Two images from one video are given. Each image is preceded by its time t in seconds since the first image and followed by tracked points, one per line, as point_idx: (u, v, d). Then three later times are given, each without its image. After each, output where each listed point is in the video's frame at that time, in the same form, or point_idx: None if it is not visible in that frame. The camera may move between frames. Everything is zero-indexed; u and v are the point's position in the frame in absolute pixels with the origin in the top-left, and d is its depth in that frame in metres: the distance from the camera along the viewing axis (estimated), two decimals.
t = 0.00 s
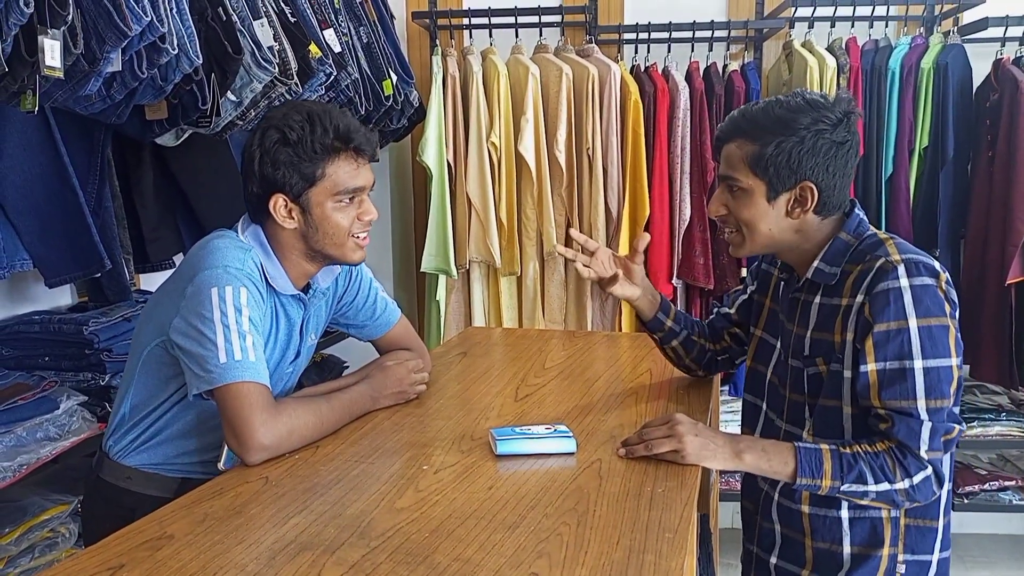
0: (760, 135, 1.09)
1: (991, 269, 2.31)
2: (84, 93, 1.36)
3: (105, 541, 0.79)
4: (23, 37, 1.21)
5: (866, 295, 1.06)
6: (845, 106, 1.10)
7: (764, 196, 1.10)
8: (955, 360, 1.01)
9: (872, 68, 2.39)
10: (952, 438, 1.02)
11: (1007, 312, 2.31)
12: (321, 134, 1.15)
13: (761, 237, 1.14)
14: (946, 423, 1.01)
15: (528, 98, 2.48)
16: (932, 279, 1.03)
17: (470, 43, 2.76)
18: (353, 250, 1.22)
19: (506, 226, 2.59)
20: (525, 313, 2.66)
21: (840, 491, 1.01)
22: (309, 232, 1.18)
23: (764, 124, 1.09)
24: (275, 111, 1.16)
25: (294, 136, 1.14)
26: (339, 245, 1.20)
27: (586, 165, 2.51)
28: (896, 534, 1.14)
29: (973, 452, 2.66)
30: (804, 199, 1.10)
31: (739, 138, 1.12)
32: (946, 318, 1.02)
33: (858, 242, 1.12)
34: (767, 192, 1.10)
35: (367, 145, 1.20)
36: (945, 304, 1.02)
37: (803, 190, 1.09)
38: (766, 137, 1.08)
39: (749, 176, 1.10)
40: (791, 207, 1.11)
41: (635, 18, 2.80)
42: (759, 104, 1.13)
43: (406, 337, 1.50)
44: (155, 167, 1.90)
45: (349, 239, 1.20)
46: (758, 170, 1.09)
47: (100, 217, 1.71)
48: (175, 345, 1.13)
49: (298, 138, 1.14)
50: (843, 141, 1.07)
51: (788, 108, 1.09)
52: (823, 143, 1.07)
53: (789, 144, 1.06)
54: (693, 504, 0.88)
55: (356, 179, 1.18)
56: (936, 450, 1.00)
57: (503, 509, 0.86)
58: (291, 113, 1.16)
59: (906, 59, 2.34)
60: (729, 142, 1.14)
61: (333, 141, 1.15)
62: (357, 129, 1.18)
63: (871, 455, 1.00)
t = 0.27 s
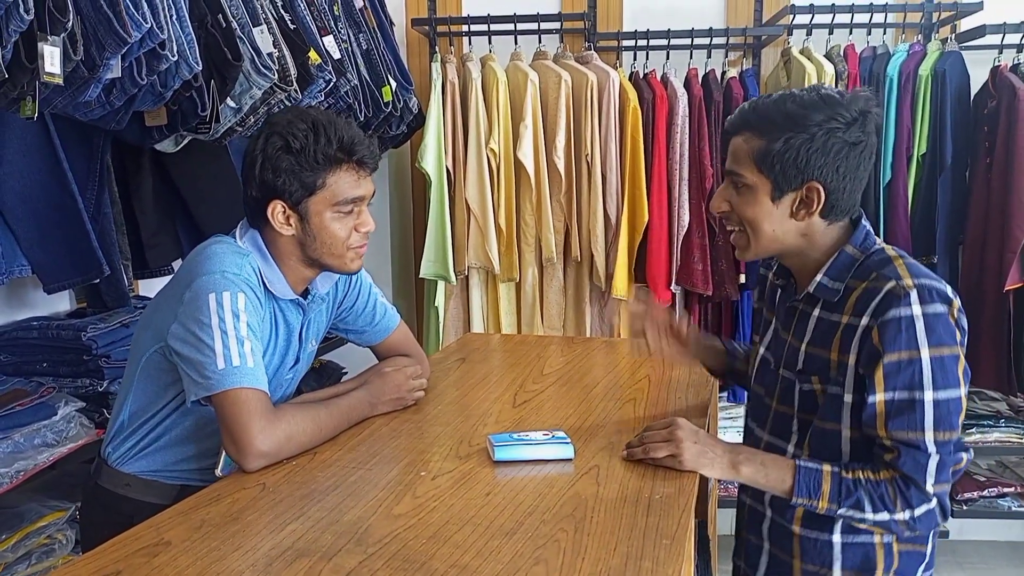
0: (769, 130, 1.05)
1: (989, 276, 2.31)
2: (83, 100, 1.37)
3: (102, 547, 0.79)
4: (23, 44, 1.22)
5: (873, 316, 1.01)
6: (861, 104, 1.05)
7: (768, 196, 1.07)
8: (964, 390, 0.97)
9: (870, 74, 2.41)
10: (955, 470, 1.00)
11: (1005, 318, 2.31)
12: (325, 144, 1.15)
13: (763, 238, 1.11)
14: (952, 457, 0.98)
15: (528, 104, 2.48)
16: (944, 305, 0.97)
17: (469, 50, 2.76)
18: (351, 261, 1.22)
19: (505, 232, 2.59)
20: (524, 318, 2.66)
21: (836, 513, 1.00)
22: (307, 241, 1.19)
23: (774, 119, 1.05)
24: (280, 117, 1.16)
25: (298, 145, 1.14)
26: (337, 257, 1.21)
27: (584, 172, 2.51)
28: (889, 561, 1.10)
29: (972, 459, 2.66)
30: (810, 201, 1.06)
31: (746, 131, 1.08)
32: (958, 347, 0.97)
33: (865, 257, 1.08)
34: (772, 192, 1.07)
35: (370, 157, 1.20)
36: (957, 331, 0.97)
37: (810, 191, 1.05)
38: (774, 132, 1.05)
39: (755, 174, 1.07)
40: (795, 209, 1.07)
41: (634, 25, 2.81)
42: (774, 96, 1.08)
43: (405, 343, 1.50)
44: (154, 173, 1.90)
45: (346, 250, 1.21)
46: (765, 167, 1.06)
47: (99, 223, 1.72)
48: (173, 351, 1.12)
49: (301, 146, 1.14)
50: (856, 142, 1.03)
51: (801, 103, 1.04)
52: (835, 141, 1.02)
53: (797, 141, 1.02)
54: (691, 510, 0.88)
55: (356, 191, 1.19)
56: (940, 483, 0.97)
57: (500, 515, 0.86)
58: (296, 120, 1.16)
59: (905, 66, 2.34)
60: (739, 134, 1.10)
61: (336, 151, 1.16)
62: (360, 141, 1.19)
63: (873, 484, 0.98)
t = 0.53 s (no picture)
0: (801, 129, 1.00)
1: (984, 281, 2.32)
2: (77, 103, 1.36)
3: (93, 554, 0.79)
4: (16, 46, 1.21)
5: (830, 357, 0.98)
6: (904, 122, 1.00)
7: (786, 200, 1.03)
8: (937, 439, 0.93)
9: (864, 79, 2.42)
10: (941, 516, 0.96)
11: (1000, 323, 2.31)
12: (328, 155, 1.14)
13: (767, 241, 1.07)
14: (931, 508, 0.94)
15: (524, 109, 2.48)
16: (905, 351, 0.93)
17: (465, 54, 2.76)
18: (331, 277, 1.20)
19: (500, 237, 2.58)
20: (520, 323, 2.66)
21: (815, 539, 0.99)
22: (293, 246, 1.17)
23: (807, 118, 1.00)
24: (295, 121, 1.17)
25: (301, 151, 1.14)
26: (319, 269, 1.19)
27: (581, 178, 2.52)
28: None
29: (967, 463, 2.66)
30: (825, 214, 1.02)
31: (774, 125, 1.03)
32: (925, 396, 0.93)
33: (847, 282, 1.03)
34: (789, 196, 1.02)
35: (372, 177, 1.18)
36: (922, 379, 0.93)
37: (827, 205, 1.01)
38: (805, 133, 0.99)
39: (775, 173, 1.03)
40: (808, 219, 1.03)
41: (630, 29, 2.81)
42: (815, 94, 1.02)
43: (399, 347, 1.50)
44: (149, 177, 1.90)
45: (330, 264, 1.19)
46: (789, 169, 1.01)
47: (93, 227, 1.71)
48: (164, 356, 1.12)
49: (305, 153, 1.13)
50: (886, 163, 0.99)
51: (843, 109, 0.99)
52: (866, 158, 0.98)
53: (829, 150, 0.98)
54: (687, 516, 0.87)
55: (352, 209, 1.17)
56: (916, 534, 0.94)
57: (495, 522, 0.86)
58: (305, 127, 1.16)
59: (899, 71, 2.35)
60: (771, 124, 1.04)
61: (338, 165, 1.14)
62: (366, 159, 1.17)
63: (852, 522, 0.96)
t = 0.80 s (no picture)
0: (744, 174, 0.99)
1: (982, 285, 2.32)
2: (72, 109, 1.36)
3: (85, 563, 0.78)
4: (11, 52, 1.21)
5: (832, 384, 0.96)
6: (846, 130, 0.98)
7: (751, 241, 1.01)
8: (940, 474, 0.90)
9: (861, 85, 2.40)
10: (946, 557, 0.92)
11: (999, 327, 2.31)
12: (319, 155, 1.13)
13: (750, 284, 1.06)
14: (930, 546, 0.90)
15: (521, 114, 2.48)
16: (906, 381, 0.89)
17: (462, 60, 2.76)
18: (332, 279, 1.20)
19: (497, 242, 2.58)
20: (517, 328, 2.65)
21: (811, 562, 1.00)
22: (291, 251, 1.17)
23: (745, 159, 0.99)
24: (283, 125, 1.17)
25: (291, 154, 1.13)
26: (318, 270, 1.18)
27: (578, 183, 2.51)
28: None
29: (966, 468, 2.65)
30: (796, 246, 1.00)
31: (721, 173, 1.02)
32: (926, 426, 0.89)
33: (849, 301, 1.00)
34: (754, 238, 1.01)
35: (364, 174, 1.18)
36: (926, 411, 0.89)
37: (794, 238, 0.99)
38: (751, 178, 0.98)
39: (734, 221, 1.02)
40: (782, 253, 1.01)
41: (627, 34, 2.81)
42: (750, 129, 1.01)
43: (394, 353, 1.49)
44: (144, 183, 1.89)
45: (330, 266, 1.19)
46: (743, 215, 1.00)
47: (88, 233, 1.70)
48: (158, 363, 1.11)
49: (295, 155, 1.13)
50: (840, 179, 0.96)
51: (779, 141, 0.97)
52: (815, 183, 0.96)
53: (778, 187, 0.96)
54: (685, 522, 0.87)
55: (347, 207, 1.17)
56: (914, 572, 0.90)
57: (492, 528, 0.85)
58: (294, 130, 1.16)
59: (896, 76, 2.34)
60: (715, 175, 1.04)
61: (330, 165, 1.14)
62: (356, 158, 1.17)
63: (848, 551, 0.96)
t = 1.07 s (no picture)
0: (732, 180, 1.00)
1: (983, 289, 2.32)
2: (74, 112, 1.36)
3: (86, 567, 0.78)
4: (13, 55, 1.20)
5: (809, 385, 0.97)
6: (832, 137, 0.99)
7: (741, 247, 1.03)
8: (915, 468, 0.88)
9: (863, 88, 2.39)
10: (932, 555, 0.89)
11: (1000, 331, 2.31)
12: (293, 126, 1.16)
13: (743, 287, 1.07)
14: (914, 543, 0.88)
15: (522, 117, 2.48)
16: (873, 375, 0.89)
17: (463, 63, 2.76)
18: (332, 249, 1.22)
19: (499, 245, 2.58)
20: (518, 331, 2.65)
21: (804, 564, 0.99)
22: (285, 227, 1.19)
23: (736, 166, 1.00)
24: (251, 104, 1.19)
25: (266, 129, 1.16)
26: (318, 242, 1.20)
27: (580, 186, 2.51)
28: None
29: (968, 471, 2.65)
30: (785, 251, 1.01)
31: (710, 180, 1.03)
32: (897, 420, 0.88)
33: (832, 303, 1.02)
34: (744, 243, 1.02)
35: (340, 137, 1.21)
36: (896, 405, 0.89)
37: (784, 243, 1.00)
38: (740, 183, 0.99)
39: (724, 226, 1.03)
40: (772, 259, 1.03)
41: (629, 37, 2.81)
42: (738, 135, 1.03)
43: (395, 354, 1.49)
44: (146, 186, 1.89)
45: (328, 236, 1.21)
46: (732, 220, 1.01)
47: (90, 236, 1.70)
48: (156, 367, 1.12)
49: (270, 131, 1.16)
50: (828, 185, 0.98)
51: (767, 147, 0.98)
52: (804, 190, 0.97)
53: (766, 193, 0.97)
54: (687, 527, 0.86)
55: (331, 172, 1.19)
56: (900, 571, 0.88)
57: (494, 533, 0.85)
58: (264, 107, 1.18)
59: (898, 79, 2.35)
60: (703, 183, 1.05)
61: (305, 133, 1.17)
62: (330, 123, 1.20)
63: (838, 551, 0.94)
